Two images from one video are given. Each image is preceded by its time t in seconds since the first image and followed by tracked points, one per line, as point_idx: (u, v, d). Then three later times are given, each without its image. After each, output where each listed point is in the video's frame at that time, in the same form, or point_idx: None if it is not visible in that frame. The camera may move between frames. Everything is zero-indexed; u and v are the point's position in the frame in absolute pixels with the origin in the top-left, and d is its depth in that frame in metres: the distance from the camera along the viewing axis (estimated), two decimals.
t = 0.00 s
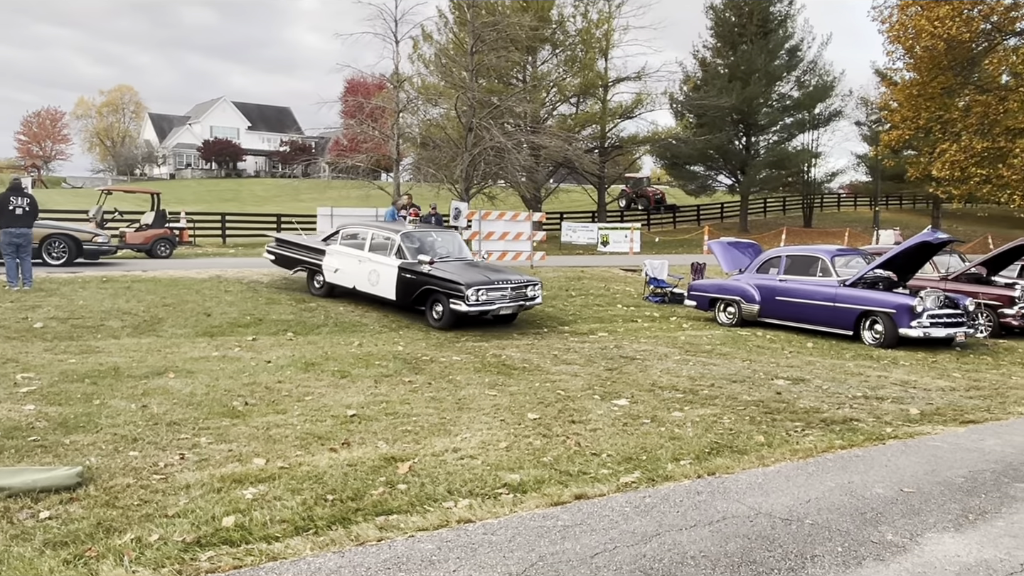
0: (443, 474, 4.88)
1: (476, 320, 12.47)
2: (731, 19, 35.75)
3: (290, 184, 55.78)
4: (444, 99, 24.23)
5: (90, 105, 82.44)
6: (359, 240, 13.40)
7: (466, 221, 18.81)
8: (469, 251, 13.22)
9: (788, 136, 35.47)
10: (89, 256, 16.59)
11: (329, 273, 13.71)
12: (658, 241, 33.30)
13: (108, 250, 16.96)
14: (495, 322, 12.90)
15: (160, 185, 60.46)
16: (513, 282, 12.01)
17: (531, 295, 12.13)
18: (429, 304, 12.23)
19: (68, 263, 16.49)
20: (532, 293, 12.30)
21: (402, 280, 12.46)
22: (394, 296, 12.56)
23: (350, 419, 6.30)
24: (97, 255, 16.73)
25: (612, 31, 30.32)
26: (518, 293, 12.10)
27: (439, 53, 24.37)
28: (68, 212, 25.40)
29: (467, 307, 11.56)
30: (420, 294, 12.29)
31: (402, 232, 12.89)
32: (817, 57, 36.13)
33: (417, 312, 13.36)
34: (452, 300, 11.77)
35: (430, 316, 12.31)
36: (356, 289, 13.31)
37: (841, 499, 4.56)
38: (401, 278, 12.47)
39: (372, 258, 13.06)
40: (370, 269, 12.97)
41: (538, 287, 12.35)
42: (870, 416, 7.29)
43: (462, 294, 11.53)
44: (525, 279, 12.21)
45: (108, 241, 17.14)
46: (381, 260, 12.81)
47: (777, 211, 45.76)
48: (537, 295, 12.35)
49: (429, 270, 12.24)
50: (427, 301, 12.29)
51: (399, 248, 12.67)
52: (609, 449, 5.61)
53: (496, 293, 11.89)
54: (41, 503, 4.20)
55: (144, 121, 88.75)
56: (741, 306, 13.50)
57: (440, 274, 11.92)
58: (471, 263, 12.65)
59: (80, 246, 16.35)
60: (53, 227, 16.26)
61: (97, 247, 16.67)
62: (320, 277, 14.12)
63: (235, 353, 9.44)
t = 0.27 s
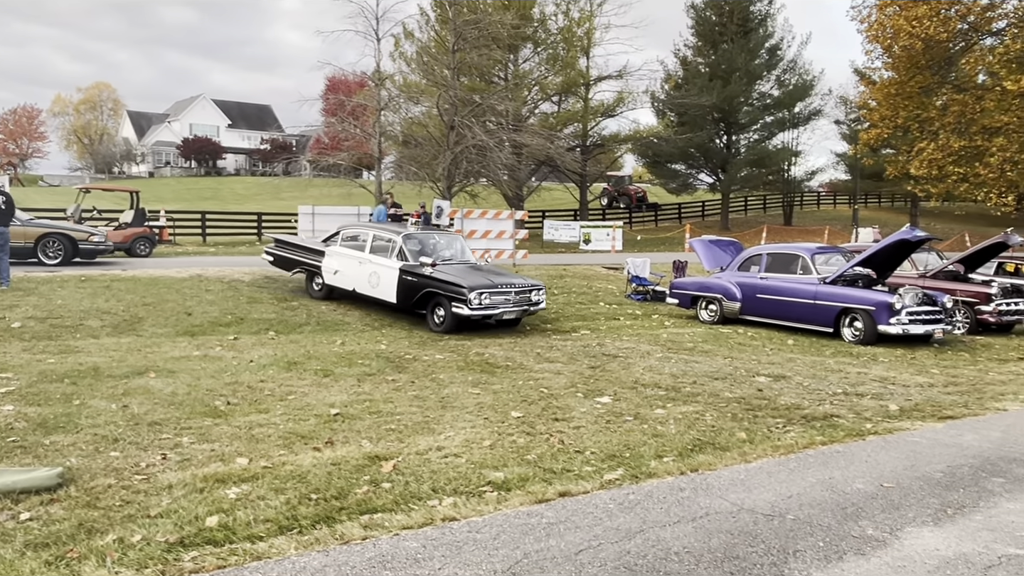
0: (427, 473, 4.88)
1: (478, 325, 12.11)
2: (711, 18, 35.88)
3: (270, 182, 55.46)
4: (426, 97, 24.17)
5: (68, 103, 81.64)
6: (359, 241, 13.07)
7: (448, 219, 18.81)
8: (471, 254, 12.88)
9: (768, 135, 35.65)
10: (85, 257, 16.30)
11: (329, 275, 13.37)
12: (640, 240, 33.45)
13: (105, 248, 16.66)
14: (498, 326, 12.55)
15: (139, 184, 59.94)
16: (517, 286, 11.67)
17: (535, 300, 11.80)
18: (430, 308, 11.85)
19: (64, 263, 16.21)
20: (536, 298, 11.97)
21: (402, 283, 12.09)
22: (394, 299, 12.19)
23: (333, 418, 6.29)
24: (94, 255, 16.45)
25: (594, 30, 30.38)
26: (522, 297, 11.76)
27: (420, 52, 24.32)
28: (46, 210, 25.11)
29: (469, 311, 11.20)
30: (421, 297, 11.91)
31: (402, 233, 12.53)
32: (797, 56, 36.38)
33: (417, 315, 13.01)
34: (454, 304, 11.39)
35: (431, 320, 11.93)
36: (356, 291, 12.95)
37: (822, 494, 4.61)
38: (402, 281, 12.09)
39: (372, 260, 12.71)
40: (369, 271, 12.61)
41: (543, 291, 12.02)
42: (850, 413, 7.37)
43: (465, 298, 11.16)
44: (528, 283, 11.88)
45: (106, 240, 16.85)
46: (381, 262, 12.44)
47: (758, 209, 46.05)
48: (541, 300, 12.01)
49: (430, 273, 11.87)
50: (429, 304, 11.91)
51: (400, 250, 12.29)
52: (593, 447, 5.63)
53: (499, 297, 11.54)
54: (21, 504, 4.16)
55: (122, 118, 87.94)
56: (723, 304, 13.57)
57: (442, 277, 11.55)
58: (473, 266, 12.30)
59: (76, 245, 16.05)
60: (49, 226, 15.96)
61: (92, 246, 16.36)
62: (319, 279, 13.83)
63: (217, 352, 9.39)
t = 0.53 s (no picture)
0: (411, 472, 4.86)
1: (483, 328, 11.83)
2: (695, 18, 36.00)
3: (253, 181, 55.14)
4: (409, 95, 24.00)
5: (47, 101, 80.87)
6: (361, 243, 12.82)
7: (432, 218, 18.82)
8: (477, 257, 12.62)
9: (750, 134, 35.83)
10: (83, 257, 16.04)
11: (330, 278, 13.13)
12: (623, 239, 33.52)
13: (104, 249, 16.38)
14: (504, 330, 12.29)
15: (119, 182, 59.42)
16: (524, 289, 11.40)
17: (542, 304, 11.53)
18: (433, 311, 11.57)
19: (61, 262, 15.94)
20: (543, 301, 11.72)
21: (404, 285, 11.83)
22: (397, 301, 11.93)
23: (316, 418, 6.26)
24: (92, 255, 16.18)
25: (578, 29, 30.42)
26: (529, 301, 11.49)
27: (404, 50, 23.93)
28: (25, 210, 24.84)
29: (474, 314, 10.93)
30: (424, 300, 11.63)
31: (405, 234, 12.28)
32: (779, 57, 36.58)
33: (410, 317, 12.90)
34: (458, 306, 11.13)
35: (434, 323, 11.65)
36: (358, 294, 12.68)
37: (804, 491, 4.63)
38: (404, 283, 11.82)
39: (373, 262, 12.45)
40: (371, 273, 12.35)
41: (550, 295, 11.76)
42: (832, 411, 7.42)
43: (470, 300, 10.89)
44: (535, 286, 11.62)
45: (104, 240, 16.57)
46: (384, 264, 12.19)
47: (741, 209, 46.26)
48: (548, 303, 11.75)
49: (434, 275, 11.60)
50: (432, 307, 11.62)
51: (403, 252, 12.04)
52: (577, 446, 5.64)
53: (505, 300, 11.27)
54: None
55: (103, 117, 87.18)
56: (706, 303, 13.62)
57: (446, 280, 11.28)
58: (479, 269, 12.03)
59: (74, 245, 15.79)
60: (47, 226, 15.69)
61: (91, 247, 16.10)
62: (321, 282, 13.55)
63: (199, 352, 9.32)
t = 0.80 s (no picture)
0: (390, 476, 4.83)
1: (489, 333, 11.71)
2: (677, 21, 36.13)
3: (235, 183, 54.83)
4: (393, 98, 23.91)
5: (27, 101, 80.10)
6: (363, 248, 12.46)
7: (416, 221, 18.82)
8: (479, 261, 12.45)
9: (733, 137, 36.08)
10: (79, 260, 15.71)
11: (331, 284, 12.68)
12: (607, 241, 33.59)
13: (101, 251, 16.10)
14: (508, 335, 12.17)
15: (99, 184, 58.92)
16: (530, 292, 11.31)
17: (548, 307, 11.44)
18: (437, 315, 11.44)
19: (58, 265, 15.61)
20: (550, 305, 11.61)
21: (407, 289, 11.60)
22: (400, 306, 11.66)
23: (296, 422, 6.22)
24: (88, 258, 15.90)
25: (561, 32, 30.48)
26: (535, 304, 11.41)
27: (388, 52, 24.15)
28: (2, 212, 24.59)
29: (480, 317, 10.83)
30: (428, 304, 11.48)
31: (408, 238, 12.02)
32: (761, 60, 36.79)
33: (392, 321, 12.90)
34: (463, 310, 11.03)
35: (438, 328, 11.52)
36: (358, 299, 12.32)
37: (783, 494, 4.64)
38: (407, 287, 11.62)
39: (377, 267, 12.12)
40: (373, 278, 12.04)
41: (556, 298, 11.66)
42: (813, 412, 7.45)
43: (476, 303, 10.79)
44: (541, 289, 11.52)
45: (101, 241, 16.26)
46: (386, 267, 11.90)
47: (723, 211, 46.47)
48: (555, 307, 11.64)
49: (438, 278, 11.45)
50: (436, 311, 11.49)
51: (406, 256, 11.80)
52: (558, 449, 5.63)
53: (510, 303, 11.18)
54: None
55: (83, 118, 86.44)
56: (689, 305, 13.64)
57: (450, 283, 11.16)
58: (483, 273, 11.90)
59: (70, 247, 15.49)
60: (44, 229, 15.42)
61: (87, 249, 15.80)
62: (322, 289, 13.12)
63: (177, 355, 9.24)
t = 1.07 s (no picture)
0: (362, 479, 4.76)
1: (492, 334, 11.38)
2: (659, 22, 36.18)
3: (216, 182, 54.42)
4: (374, 97, 23.83)
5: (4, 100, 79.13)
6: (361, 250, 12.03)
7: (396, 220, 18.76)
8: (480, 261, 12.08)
9: (715, 137, 36.17)
10: (71, 261, 15.41)
11: (327, 288, 12.20)
12: (589, 241, 33.62)
13: (95, 251, 15.81)
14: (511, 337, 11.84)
15: (77, 183, 58.31)
16: (533, 292, 10.99)
17: (552, 307, 11.12)
18: (438, 317, 11.11)
19: (50, 266, 15.36)
20: (554, 305, 11.29)
21: (407, 291, 11.23)
22: (400, 309, 11.27)
23: (269, 424, 6.13)
24: (80, 259, 15.64)
25: (543, 31, 30.46)
26: (539, 304, 11.08)
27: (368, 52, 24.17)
28: None
29: (482, 317, 10.51)
30: (428, 305, 11.13)
31: (407, 238, 11.63)
32: (743, 61, 36.91)
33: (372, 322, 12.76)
34: (465, 310, 10.71)
35: (439, 329, 11.19)
36: (356, 303, 11.87)
37: (758, 494, 4.62)
38: (406, 288, 11.25)
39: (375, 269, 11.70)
40: (371, 280, 11.63)
41: (561, 298, 11.34)
42: (790, 412, 7.45)
43: (477, 302, 10.47)
44: (545, 289, 11.20)
45: (95, 241, 15.99)
46: (386, 269, 11.49)
47: (705, 211, 46.62)
48: (560, 307, 11.32)
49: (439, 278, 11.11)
50: (437, 312, 11.15)
51: (405, 257, 11.41)
52: (533, 450, 5.58)
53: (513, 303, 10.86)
54: None
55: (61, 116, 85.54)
56: (669, 304, 13.61)
57: (451, 282, 10.83)
58: (485, 272, 11.56)
59: (61, 248, 15.22)
60: (35, 228, 15.16)
61: (79, 249, 15.49)
62: (319, 294, 12.64)
63: (151, 356, 9.12)
